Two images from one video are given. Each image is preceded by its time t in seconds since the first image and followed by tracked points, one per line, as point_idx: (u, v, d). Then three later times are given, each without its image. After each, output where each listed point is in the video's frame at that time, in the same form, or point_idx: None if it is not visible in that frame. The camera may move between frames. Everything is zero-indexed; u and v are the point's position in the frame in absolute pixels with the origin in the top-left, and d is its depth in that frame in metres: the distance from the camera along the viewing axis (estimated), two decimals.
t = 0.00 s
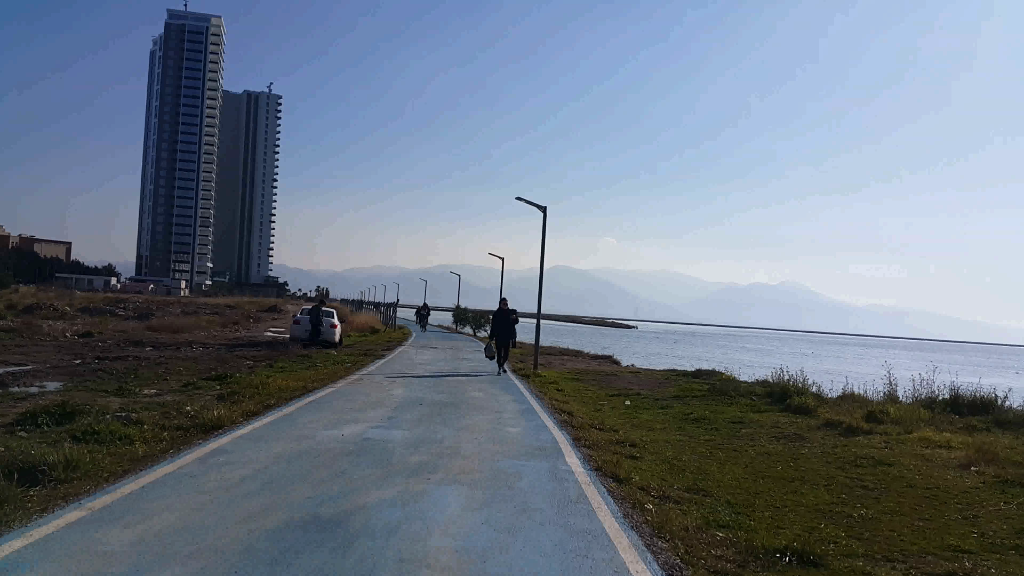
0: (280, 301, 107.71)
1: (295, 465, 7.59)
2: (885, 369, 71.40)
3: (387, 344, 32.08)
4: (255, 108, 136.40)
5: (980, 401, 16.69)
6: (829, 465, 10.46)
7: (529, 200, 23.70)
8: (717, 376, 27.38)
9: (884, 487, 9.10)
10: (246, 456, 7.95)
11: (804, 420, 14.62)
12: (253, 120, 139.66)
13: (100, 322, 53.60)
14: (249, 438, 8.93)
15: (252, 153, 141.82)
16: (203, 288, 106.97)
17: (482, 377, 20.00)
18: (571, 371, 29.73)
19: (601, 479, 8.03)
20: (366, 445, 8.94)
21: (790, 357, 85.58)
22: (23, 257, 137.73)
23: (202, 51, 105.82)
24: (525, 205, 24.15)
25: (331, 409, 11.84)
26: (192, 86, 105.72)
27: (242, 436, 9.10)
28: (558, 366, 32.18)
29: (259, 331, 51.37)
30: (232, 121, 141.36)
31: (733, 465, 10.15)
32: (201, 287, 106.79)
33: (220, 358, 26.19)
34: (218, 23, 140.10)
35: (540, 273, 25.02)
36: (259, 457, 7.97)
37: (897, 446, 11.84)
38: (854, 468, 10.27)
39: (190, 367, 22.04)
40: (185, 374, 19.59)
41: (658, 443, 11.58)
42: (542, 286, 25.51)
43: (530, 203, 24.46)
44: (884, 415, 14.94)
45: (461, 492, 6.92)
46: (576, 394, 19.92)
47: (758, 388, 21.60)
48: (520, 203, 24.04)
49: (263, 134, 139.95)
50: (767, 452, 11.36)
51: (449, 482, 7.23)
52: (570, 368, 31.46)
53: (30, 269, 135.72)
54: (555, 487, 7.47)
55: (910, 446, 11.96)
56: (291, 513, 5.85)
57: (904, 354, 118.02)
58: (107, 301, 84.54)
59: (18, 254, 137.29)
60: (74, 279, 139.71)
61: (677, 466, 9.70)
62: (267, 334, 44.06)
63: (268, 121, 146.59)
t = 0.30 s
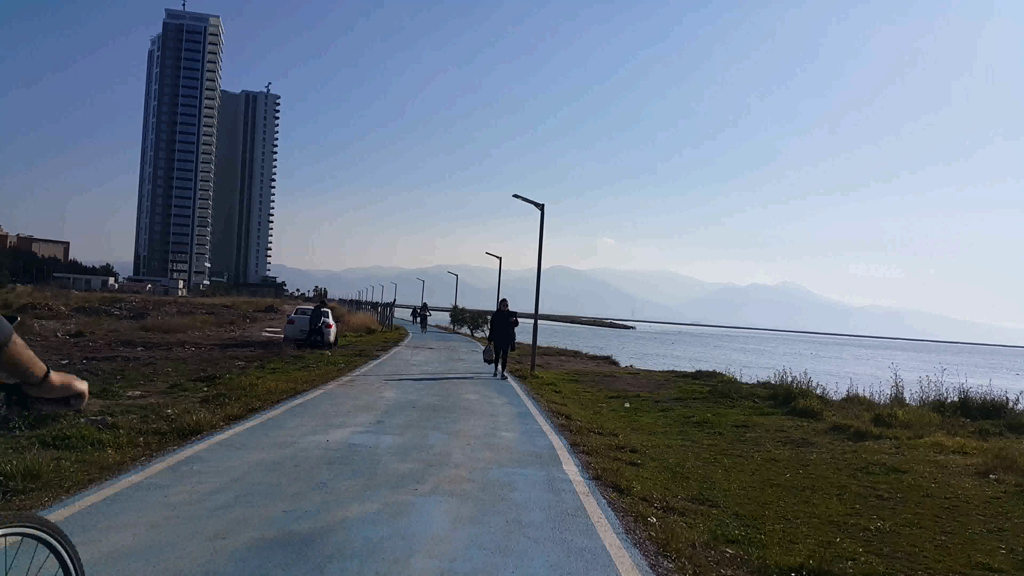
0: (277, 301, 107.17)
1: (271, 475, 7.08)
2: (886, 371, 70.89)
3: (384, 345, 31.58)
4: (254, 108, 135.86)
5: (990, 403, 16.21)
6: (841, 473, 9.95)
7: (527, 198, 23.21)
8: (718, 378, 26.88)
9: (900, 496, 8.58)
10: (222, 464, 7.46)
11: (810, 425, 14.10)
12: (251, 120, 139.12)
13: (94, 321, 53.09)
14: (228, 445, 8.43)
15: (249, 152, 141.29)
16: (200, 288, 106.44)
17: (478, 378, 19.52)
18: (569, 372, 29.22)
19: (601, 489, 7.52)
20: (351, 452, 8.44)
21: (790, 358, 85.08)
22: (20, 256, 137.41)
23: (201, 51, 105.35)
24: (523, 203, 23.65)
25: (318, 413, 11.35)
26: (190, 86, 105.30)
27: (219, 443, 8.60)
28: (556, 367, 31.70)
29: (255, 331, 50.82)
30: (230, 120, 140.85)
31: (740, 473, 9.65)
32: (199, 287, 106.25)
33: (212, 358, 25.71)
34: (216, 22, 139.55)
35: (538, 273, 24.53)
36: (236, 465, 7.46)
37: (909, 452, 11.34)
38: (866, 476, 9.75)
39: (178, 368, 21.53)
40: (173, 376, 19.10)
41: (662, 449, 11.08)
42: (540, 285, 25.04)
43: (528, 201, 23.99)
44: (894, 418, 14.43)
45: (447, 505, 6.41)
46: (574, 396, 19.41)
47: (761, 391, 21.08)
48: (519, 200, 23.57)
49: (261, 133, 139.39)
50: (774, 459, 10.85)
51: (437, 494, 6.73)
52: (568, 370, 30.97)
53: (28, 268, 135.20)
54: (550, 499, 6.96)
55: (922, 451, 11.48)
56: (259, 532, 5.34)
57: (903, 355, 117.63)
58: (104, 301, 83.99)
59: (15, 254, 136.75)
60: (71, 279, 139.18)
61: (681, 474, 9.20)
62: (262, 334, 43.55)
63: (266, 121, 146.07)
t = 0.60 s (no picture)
0: (275, 301, 106.68)
1: (248, 488, 6.52)
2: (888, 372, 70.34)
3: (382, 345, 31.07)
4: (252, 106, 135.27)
5: (1004, 407, 15.66)
6: (857, 481, 9.40)
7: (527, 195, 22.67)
8: (720, 379, 26.34)
9: (924, 508, 8.03)
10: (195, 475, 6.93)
11: (820, 429, 13.55)
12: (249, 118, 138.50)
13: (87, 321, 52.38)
14: (204, 453, 7.90)
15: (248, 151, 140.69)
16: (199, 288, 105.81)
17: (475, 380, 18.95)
18: (569, 373, 28.68)
19: (604, 502, 6.96)
20: (336, 460, 7.87)
21: (790, 358, 84.57)
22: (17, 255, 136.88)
23: (199, 50, 104.89)
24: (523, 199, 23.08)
25: (304, 417, 10.81)
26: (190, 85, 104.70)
27: (195, 450, 8.07)
28: (555, 368, 31.16)
29: (251, 331, 50.28)
30: (229, 119, 140.33)
31: (750, 482, 9.11)
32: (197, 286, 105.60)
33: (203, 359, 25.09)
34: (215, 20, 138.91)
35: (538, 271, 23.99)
36: (209, 476, 6.89)
37: (927, 459, 10.79)
38: (884, 484, 9.20)
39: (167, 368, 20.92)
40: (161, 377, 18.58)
41: (666, 455, 10.54)
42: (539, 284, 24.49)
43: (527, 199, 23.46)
44: (907, 422, 13.88)
45: (436, 522, 5.85)
46: (574, 398, 18.88)
47: (765, 392, 20.54)
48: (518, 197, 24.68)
49: (260, 132, 138.85)
50: (785, 467, 10.30)
51: (426, 509, 6.18)
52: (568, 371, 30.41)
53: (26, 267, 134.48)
54: (548, 513, 6.40)
55: (941, 458, 10.92)
56: (223, 555, 4.78)
57: (903, 355, 117.12)
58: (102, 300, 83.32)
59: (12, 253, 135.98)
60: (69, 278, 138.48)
61: (688, 484, 8.65)
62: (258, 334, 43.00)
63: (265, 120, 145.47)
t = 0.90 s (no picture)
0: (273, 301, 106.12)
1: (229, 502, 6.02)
2: (892, 373, 69.69)
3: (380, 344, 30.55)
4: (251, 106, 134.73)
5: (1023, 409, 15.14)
6: (880, 489, 8.88)
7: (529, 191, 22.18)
8: (726, 380, 25.81)
9: (956, 519, 7.50)
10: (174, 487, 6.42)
11: (835, 433, 13.02)
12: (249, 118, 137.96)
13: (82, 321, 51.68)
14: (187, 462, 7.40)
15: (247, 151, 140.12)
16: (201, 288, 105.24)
17: (475, 381, 18.44)
18: (571, 374, 28.14)
19: (617, 515, 6.44)
20: (328, 469, 7.37)
21: (793, 359, 83.93)
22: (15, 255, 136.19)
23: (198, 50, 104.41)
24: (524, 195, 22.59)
25: (296, 421, 10.32)
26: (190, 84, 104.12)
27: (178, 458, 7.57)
28: (556, 369, 30.60)
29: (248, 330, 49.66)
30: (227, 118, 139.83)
31: (768, 490, 8.59)
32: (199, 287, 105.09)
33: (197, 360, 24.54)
34: (215, 19, 138.36)
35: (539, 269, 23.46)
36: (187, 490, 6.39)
37: (951, 464, 10.26)
38: (909, 493, 8.66)
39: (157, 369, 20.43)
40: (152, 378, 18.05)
41: (677, 461, 10.03)
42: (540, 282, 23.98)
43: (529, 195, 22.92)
44: (925, 424, 13.35)
45: (436, 540, 5.38)
46: (577, 400, 18.37)
47: (774, 394, 20.01)
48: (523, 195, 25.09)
49: (259, 131, 138.24)
50: (802, 474, 9.77)
51: (423, 525, 5.70)
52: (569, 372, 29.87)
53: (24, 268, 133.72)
54: (557, 529, 5.88)
55: (965, 463, 10.40)
56: None
57: (905, 355, 116.50)
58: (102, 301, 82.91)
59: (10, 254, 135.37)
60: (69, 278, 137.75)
61: (703, 493, 8.14)
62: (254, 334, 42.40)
63: (264, 120, 144.96)
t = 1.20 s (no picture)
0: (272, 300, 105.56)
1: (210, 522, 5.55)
2: (895, 374, 69.15)
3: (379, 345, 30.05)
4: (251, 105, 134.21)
5: None
6: (905, 502, 8.36)
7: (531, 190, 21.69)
8: (731, 383, 25.27)
9: (993, 538, 6.99)
10: (140, 507, 5.90)
11: (852, 440, 12.50)
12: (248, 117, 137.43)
13: (79, 320, 51.18)
14: (161, 476, 6.89)
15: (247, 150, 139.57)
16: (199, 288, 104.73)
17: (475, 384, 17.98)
18: (574, 375, 27.63)
19: (631, 537, 5.92)
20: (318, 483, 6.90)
21: (795, 359, 83.41)
22: (13, 255, 135.67)
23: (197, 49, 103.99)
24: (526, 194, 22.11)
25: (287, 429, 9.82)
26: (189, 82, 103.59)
27: (154, 472, 7.06)
28: (558, 370, 30.14)
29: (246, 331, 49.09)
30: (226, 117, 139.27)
31: (788, 504, 8.09)
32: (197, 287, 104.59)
33: (192, 360, 24.09)
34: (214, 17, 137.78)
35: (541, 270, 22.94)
36: (166, 508, 5.91)
37: (977, 474, 9.75)
38: (938, 507, 8.15)
39: (150, 371, 19.97)
40: (143, 381, 17.57)
41: (689, 471, 9.52)
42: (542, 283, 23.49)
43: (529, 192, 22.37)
44: (945, 430, 12.83)
45: (435, 565, 4.90)
46: (582, 403, 17.87)
47: (782, 398, 19.50)
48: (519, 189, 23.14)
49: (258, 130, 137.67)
50: (822, 486, 9.26)
51: (422, 547, 5.22)
52: (571, 373, 29.39)
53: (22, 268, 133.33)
54: (567, 552, 5.38)
55: (991, 474, 9.90)
56: None
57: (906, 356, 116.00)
58: (99, 301, 82.43)
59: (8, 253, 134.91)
60: (67, 278, 137.22)
61: (721, 508, 7.62)
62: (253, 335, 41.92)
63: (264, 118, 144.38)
